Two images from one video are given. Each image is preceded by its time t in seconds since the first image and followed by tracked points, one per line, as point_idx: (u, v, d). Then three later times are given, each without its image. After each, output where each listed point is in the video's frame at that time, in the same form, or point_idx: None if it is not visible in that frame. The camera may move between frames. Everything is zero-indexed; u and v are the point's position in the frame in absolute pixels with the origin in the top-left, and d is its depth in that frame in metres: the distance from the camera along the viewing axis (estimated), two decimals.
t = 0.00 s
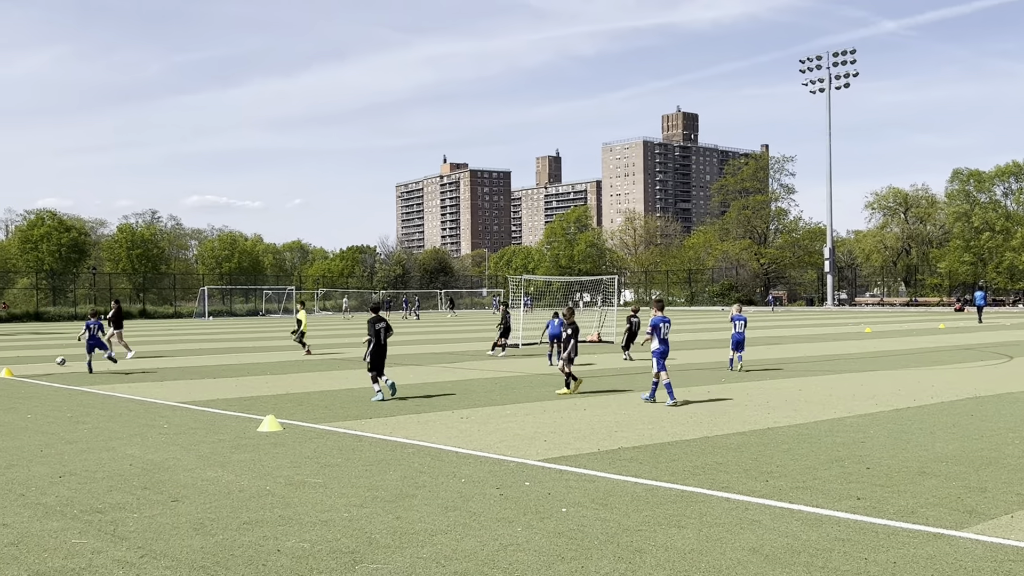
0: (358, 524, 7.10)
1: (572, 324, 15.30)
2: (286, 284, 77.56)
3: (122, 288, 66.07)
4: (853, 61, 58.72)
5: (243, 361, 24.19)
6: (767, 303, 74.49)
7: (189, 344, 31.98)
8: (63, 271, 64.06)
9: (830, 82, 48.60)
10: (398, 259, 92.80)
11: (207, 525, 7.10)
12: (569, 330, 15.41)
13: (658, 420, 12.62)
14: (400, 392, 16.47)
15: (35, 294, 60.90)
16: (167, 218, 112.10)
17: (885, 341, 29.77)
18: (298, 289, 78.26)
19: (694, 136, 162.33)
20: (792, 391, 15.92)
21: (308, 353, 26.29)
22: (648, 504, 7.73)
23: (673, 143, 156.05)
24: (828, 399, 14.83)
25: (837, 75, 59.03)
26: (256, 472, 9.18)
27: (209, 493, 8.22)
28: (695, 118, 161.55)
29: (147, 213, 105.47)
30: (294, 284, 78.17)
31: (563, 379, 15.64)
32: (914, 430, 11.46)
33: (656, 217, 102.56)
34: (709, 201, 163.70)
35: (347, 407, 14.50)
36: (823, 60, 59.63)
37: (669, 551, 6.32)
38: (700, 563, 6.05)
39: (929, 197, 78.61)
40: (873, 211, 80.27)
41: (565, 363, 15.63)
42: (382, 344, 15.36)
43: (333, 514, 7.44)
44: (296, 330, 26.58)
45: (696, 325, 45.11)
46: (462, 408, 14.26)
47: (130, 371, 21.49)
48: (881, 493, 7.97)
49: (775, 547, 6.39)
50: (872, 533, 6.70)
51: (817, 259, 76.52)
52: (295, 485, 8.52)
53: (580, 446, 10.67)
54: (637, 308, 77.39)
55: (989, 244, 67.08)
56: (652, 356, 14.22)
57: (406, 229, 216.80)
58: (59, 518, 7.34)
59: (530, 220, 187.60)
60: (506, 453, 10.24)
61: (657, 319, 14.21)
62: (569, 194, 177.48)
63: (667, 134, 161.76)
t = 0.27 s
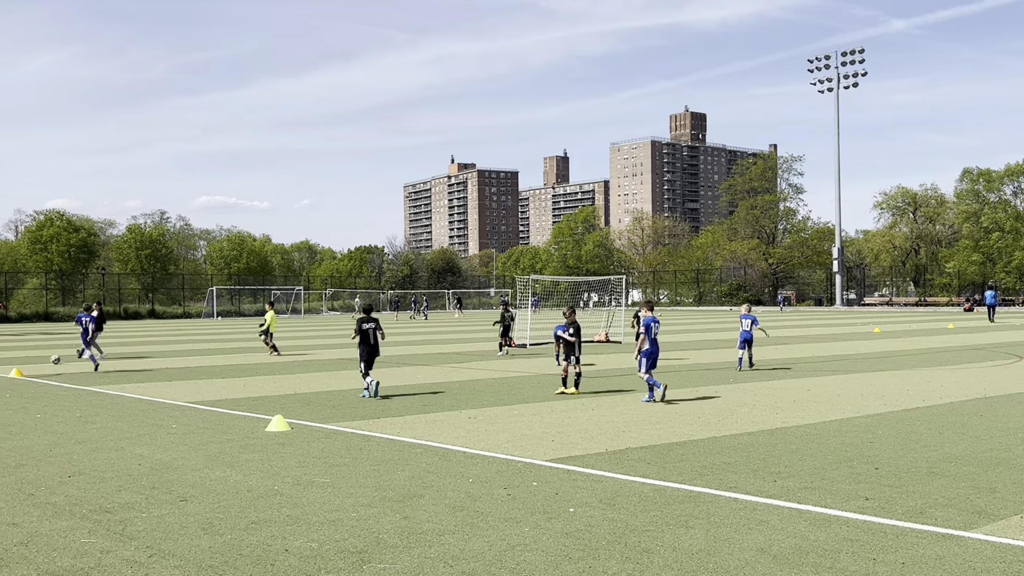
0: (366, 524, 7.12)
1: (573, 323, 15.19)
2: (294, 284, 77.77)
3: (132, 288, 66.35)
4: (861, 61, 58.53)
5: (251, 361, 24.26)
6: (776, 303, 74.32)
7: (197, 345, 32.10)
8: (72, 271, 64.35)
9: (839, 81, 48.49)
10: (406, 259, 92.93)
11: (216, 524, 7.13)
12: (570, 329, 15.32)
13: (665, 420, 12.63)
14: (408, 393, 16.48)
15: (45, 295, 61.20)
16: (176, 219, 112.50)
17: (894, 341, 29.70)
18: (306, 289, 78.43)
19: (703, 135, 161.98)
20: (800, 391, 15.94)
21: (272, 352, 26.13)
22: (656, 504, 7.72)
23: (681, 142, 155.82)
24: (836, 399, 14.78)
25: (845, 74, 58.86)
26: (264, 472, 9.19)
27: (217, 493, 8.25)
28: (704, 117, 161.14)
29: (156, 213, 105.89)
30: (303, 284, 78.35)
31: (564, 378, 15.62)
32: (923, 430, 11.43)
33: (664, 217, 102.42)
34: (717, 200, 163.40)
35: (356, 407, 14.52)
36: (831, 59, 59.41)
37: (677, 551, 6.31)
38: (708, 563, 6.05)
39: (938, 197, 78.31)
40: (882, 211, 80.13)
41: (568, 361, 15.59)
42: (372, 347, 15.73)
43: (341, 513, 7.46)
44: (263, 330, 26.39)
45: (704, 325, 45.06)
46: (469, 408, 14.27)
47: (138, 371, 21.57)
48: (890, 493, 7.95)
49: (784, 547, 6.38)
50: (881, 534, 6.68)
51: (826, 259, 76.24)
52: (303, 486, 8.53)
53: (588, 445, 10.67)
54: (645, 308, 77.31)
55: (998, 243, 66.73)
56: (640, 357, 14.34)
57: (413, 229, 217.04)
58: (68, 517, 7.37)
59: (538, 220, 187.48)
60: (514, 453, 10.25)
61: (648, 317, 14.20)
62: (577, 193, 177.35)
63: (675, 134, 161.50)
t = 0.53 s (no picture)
0: (372, 523, 7.12)
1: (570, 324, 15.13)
2: (300, 284, 77.86)
3: (138, 288, 66.49)
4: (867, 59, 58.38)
5: (257, 361, 24.29)
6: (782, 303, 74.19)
7: (203, 345, 32.16)
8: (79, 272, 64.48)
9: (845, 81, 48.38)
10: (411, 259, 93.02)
11: (222, 524, 7.15)
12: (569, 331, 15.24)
13: (672, 420, 12.61)
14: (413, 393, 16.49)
15: (51, 295, 61.33)
16: (182, 219, 112.71)
17: (900, 340, 29.65)
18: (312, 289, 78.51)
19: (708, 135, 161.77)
20: (806, 391, 15.92)
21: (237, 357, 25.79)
22: (662, 504, 7.71)
23: (687, 142, 155.66)
24: (842, 398, 14.75)
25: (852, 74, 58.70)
26: (270, 472, 9.21)
27: (223, 493, 8.27)
28: (709, 117, 160.94)
29: (162, 213, 106.10)
30: (308, 284, 78.43)
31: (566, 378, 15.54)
32: (929, 430, 11.40)
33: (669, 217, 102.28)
34: (723, 200, 163.17)
35: (362, 407, 14.52)
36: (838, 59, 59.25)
37: (682, 551, 6.31)
38: (713, 562, 6.05)
39: (945, 196, 78.09)
40: (888, 211, 79.96)
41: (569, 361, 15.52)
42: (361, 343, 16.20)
43: (347, 513, 7.47)
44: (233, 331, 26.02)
45: (709, 324, 44.97)
46: (475, 408, 14.28)
47: (144, 371, 21.61)
48: (896, 494, 7.93)
49: (790, 547, 6.37)
50: (887, 534, 6.67)
51: (832, 259, 76.05)
52: (309, 485, 8.54)
53: (593, 445, 10.67)
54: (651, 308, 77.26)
55: (1005, 243, 66.49)
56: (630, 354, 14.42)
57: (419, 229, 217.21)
58: (75, 517, 7.39)
59: (544, 220, 187.49)
60: (520, 453, 10.25)
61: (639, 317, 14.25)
62: (583, 193, 177.27)
63: (681, 133, 161.34)
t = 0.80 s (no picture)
0: (375, 523, 7.12)
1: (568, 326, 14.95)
2: (303, 284, 77.95)
3: (142, 288, 66.57)
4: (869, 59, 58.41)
5: (260, 361, 24.33)
6: (785, 302, 74.13)
7: (206, 345, 32.22)
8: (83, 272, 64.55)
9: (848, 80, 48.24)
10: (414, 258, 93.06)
11: (226, 524, 7.16)
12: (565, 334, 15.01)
13: (674, 420, 12.60)
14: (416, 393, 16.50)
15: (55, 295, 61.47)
16: (185, 219, 112.91)
17: (903, 340, 29.61)
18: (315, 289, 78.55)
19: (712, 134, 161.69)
20: (809, 391, 15.90)
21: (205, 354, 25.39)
22: (665, 504, 7.71)
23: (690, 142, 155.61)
24: (846, 398, 14.71)
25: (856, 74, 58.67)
26: (273, 472, 9.22)
27: (227, 493, 8.27)
28: (712, 117, 160.92)
29: (165, 213, 106.32)
30: (312, 284, 78.50)
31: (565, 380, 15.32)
32: (933, 430, 11.38)
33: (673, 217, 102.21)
34: (726, 200, 163.09)
35: (365, 407, 14.52)
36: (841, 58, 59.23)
37: (685, 551, 6.30)
38: (716, 563, 6.04)
39: (948, 196, 78.03)
40: (891, 210, 79.98)
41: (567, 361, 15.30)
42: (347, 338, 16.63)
43: (350, 513, 7.47)
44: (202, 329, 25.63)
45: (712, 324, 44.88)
46: (478, 407, 14.28)
47: (148, 371, 21.66)
48: (900, 494, 7.92)
49: (793, 547, 6.37)
50: (890, 533, 6.66)
51: (836, 258, 75.97)
52: (312, 485, 8.56)
53: (596, 445, 10.66)
54: (655, 308, 77.20)
55: (1009, 242, 66.41)
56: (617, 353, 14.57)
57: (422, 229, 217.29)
58: (79, 517, 7.40)
59: (547, 220, 187.47)
60: (523, 453, 10.25)
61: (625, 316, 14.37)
62: (586, 194, 177.24)
63: (684, 133, 161.29)
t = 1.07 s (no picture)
0: (377, 524, 7.12)
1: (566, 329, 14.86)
2: (305, 284, 77.97)
3: (143, 288, 66.62)
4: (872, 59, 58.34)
5: (261, 361, 24.34)
6: (787, 302, 74.05)
7: (208, 345, 32.25)
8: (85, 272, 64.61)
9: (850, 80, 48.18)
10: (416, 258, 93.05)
11: (227, 524, 7.16)
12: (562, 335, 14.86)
13: (676, 420, 12.58)
14: (417, 393, 16.49)
15: (57, 295, 61.54)
16: (187, 219, 112.98)
17: (906, 340, 29.52)
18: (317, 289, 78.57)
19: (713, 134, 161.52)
20: (811, 391, 15.86)
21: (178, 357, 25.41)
22: (667, 504, 7.69)
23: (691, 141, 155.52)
24: (848, 398, 14.68)
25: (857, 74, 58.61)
26: (275, 472, 9.22)
27: (229, 493, 8.28)
28: (714, 117, 160.78)
29: (167, 213, 106.40)
30: (313, 284, 78.52)
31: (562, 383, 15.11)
32: (935, 430, 11.35)
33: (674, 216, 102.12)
34: (728, 199, 163.00)
35: (367, 407, 14.52)
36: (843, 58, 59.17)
37: (687, 551, 6.30)
38: (718, 563, 6.03)
39: (951, 195, 77.94)
40: (894, 210, 79.92)
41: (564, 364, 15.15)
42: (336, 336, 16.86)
43: (352, 513, 7.47)
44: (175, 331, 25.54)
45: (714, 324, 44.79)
46: (479, 408, 14.27)
47: (150, 371, 21.69)
48: (903, 493, 7.91)
49: (794, 547, 6.36)
50: (892, 534, 6.65)
51: (838, 258, 75.87)
52: (313, 486, 8.56)
53: (598, 446, 10.65)
54: (656, 308, 77.13)
55: (1011, 241, 66.28)
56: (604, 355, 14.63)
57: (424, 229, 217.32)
58: (80, 517, 7.41)
59: (548, 219, 187.38)
60: (525, 453, 10.24)
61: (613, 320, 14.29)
62: (588, 193, 177.17)
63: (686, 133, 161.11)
